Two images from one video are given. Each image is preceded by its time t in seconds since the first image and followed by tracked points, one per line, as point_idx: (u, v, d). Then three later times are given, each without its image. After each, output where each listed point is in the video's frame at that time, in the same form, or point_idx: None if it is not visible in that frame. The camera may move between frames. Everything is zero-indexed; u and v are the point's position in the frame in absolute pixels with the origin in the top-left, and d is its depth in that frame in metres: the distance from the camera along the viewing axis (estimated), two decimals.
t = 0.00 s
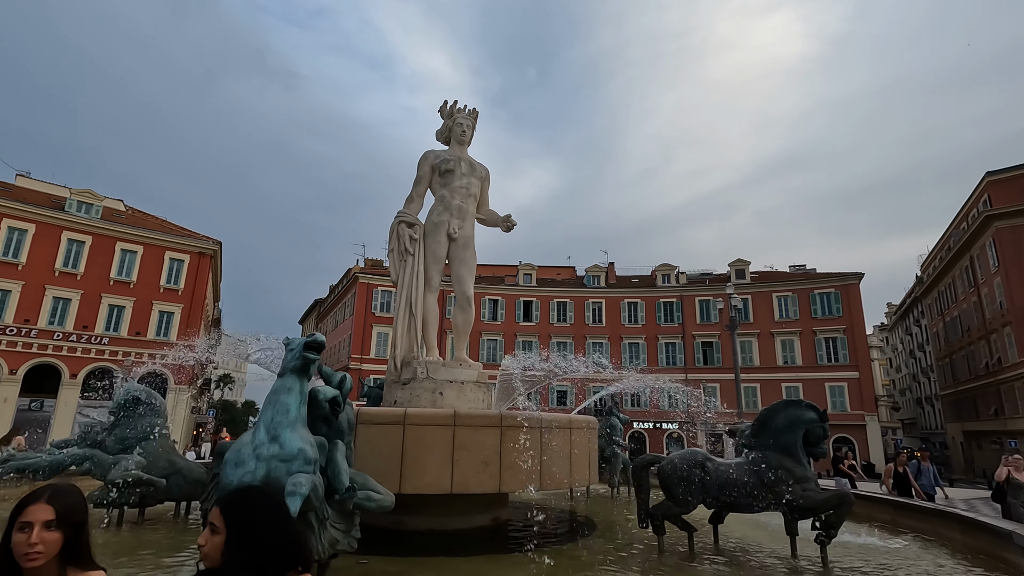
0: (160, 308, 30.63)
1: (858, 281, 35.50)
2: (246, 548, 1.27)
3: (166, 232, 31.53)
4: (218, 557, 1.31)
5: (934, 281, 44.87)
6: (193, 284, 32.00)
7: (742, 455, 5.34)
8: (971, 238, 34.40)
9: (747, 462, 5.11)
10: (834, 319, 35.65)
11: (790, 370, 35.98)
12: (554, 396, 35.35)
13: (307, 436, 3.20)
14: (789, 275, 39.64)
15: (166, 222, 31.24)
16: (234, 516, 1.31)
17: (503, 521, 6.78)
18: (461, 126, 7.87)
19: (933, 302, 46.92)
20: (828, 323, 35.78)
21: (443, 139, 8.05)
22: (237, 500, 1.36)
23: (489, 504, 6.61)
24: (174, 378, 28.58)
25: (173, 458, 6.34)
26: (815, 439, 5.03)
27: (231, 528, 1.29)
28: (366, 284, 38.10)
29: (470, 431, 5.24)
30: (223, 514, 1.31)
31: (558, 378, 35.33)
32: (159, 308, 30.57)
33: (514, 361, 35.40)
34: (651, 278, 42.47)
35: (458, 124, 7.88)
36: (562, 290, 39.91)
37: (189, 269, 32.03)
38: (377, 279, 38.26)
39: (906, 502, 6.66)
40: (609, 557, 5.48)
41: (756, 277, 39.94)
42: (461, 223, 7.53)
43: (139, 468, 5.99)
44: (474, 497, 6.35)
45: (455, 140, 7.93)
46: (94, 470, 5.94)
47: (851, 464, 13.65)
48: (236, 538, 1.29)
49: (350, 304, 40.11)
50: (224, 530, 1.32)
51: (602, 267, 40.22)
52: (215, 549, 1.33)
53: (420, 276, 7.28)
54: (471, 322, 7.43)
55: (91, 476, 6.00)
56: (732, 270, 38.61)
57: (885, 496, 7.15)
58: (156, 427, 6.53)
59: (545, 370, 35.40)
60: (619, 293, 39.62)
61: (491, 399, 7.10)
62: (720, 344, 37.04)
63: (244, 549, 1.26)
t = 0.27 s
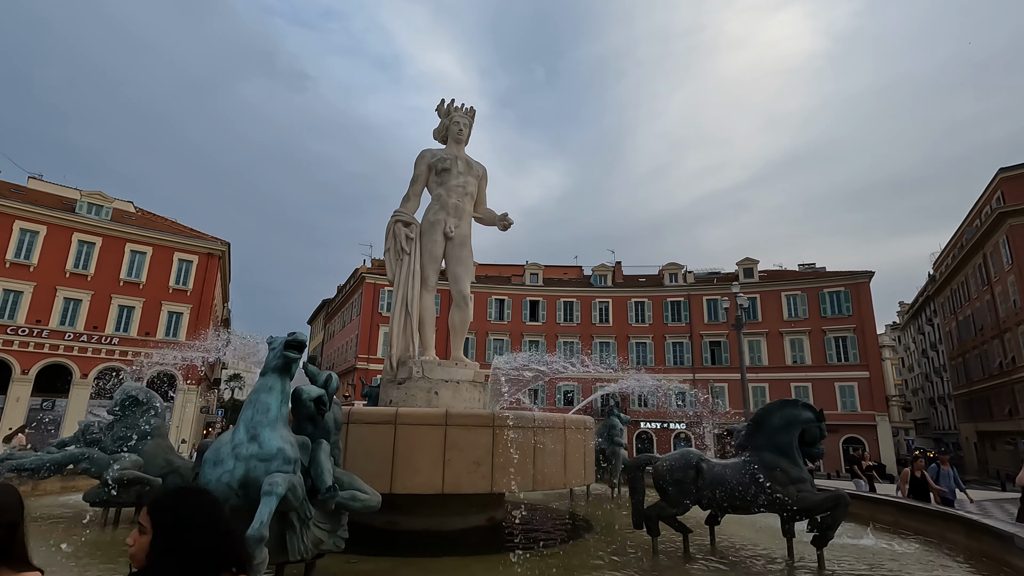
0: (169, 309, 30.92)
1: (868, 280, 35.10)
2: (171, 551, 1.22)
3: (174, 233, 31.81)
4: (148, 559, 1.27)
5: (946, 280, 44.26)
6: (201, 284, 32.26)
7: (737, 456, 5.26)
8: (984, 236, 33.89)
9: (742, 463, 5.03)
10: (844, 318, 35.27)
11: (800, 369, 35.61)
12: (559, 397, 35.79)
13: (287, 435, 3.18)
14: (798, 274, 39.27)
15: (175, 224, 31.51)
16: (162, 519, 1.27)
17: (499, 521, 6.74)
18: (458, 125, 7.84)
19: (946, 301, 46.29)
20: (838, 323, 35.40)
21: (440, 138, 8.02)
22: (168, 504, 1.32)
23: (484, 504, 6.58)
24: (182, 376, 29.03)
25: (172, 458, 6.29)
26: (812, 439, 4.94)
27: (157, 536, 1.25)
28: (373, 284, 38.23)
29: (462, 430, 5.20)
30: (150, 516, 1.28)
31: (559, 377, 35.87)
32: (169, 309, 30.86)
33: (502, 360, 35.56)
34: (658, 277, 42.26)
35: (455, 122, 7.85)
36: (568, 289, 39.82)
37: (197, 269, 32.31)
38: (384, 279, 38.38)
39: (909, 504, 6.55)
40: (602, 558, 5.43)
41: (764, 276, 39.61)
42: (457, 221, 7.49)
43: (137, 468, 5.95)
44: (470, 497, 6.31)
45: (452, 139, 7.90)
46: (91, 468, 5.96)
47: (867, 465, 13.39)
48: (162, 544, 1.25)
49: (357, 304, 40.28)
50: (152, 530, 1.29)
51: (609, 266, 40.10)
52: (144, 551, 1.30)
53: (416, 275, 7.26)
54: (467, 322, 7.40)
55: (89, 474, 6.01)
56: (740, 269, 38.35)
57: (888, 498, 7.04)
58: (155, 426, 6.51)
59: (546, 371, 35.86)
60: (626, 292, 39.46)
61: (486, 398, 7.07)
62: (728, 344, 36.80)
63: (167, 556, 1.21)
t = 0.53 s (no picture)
0: (179, 311, 31.21)
1: (880, 278, 34.63)
2: (78, 562, 1.18)
3: (184, 236, 32.12)
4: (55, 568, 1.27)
5: (961, 278, 43.56)
6: (211, 286, 32.53)
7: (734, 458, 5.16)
8: (999, 233, 33.30)
9: (738, 465, 4.93)
10: (856, 317, 34.81)
11: (810, 369, 35.20)
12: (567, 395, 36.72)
13: (265, 437, 3.15)
14: (809, 272, 38.82)
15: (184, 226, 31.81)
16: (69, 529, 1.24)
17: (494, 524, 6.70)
18: (454, 124, 7.80)
19: (961, 299, 45.57)
20: (849, 322, 34.94)
21: (437, 138, 7.98)
22: (84, 512, 1.29)
23: (480, 506, 6.53)
24: (193, 378, 29.13)
25: (167, 459, 6.23)
26: (809, 441, 4.83)
27: (63, 548, 1.22)
28: (380, 285, 38.35)
29: (453, 432, 5.15)
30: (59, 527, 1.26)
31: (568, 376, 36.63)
32: (179, 311, 31.15)
33: (493, 361, 35.48)
34: (666, 277, 42.01)
35: (452, 121, 7.81)
36: (576, 289, 39.68)
37: (207, 271, 32.60)
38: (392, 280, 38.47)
39: (914, 507, 6.39)
40: (596, 561, 5.36)
41: (774, 275, 39.22)
42: (454, 221, 7.44)
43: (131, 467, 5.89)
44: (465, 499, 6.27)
45: (449, 138, 7.86)
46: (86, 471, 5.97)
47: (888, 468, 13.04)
48: (69, 557, 1.22)
49: (365, 305, 40.43)
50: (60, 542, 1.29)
51: (616, 266, 39.95)
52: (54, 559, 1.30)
53: (412, 275, 7.23)
54: (464, 323, 7.35)
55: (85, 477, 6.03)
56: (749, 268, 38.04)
57: (892, 501, 6.89)
58: (152, 426, 6.44)
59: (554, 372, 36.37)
60: (634, 292, 39.26)
61: (482, 399, 7.02)
62: (738, 343, 36.48)
63: (82, 564, 1.17)
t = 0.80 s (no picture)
0: (205, 316, 31.89)
1: (911, 275, 33.58)
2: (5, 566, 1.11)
3: (209, 243, 32.84)
4: None
5: (998, 275, 41.98)
6: (236, 292, 33.21)
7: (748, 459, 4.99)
8: None
9: (753, 467, 4.76)
10: (886, 316, 33.78)
11: (840, 370, 34.25)
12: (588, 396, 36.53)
13: (262, 438, 3.13)
14: (836, 270, 37.83)
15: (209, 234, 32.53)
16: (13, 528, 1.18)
17: (507, 527, 6.64)
18: (464, 124, 7.78)
19: (998, 297, 43.92)
20: (879, 321, 33.94)
21: (446, 138, 7.97)
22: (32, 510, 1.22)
23: (490, 509, 6.45)
24: (219, 382, 29.54)
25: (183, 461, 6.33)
26: (827, 442, 4.64)
27: None
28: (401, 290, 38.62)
29: (459, 433, 5.10)
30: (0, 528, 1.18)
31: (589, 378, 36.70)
32: (205, 316, 31.84)
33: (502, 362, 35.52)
34: (688, 277, 41.43)
35: (461, 121, 7.79)
36: (596, 291, 39.38)
37: (232, 277, 33.29)
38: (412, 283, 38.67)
39: (945, 511, 6.10)
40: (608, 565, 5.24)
41: (800, 274, 38.35)
42: (463, 222, 7.41)
43: (146, 469, 5.99)
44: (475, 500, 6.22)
45: (458, 138, 7.83)
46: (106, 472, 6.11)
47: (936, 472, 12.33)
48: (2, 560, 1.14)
49: (386, 309, 40.77)
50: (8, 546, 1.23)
51: (637, 267, 39.60)
52: None
53: (422, 277, 7.21)
54: (476, 323, 7.29)
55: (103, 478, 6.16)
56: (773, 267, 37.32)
57: (922, 505, 6.60)
58: (168, 429, 6.50)
59: (575, 374, 36.61)
60: (656, 293, 38.80)
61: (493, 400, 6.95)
62: (763, 344, 35.75)
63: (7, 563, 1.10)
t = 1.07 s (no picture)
0: (231, 320, 32.56)
1: (944, 272, 32.49)
2: None
3: (234, 249, 33.50)
4: None
5: None
6: (260, 297, 33.82)
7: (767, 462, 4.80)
8: None
9: (771, 470, 4.57)
10: (918, 313, 32.73)
11: (870, 369, 33.27)
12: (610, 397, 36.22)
13: (260, 440, 3.11)
14: (865, 267, 36.80)
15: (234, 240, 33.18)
16: None
17: (519, 530, 6.54)
18: (474, 124, 7.73)
19: None
20: (911, 319, 32.90)
21: (457, 139, 7.93)
22: None
23: (502, 512, 6.37)
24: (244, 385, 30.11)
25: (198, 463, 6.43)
26: (849, 444, 4.44)
27: None
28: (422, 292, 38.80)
29: (467, 436, 5.02)
30: None
31: (609, 380, 36.41)
32: (231, 320, 32.50)
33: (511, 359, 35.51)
34: (711, 276, 40.80)
35: (471, 121, 7.74)
36: (617, 291, 39.04)
37: (256, 282, 33.92)
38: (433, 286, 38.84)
39: (980, 517, 5.80)
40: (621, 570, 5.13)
41: (827, 271, 37.43)
42: (474, 222, 7.36)
43: (163, 471, 6.10)
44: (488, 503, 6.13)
45: (469, 138, 7.79)
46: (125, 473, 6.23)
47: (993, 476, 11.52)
48: None
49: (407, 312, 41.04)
50: None
51: (658, 266, 39.13)
52: None
53: (433, 278, 7.17)
54: (488, 324, 7.23)
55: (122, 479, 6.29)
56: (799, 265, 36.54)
57: (954, 511, 6.30)
58: (185, 431, 6.60)
59: (597, 376, 36.54)
60: (677, 292, 38.29)
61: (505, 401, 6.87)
62: (789, 343, 34.98)
63: None
